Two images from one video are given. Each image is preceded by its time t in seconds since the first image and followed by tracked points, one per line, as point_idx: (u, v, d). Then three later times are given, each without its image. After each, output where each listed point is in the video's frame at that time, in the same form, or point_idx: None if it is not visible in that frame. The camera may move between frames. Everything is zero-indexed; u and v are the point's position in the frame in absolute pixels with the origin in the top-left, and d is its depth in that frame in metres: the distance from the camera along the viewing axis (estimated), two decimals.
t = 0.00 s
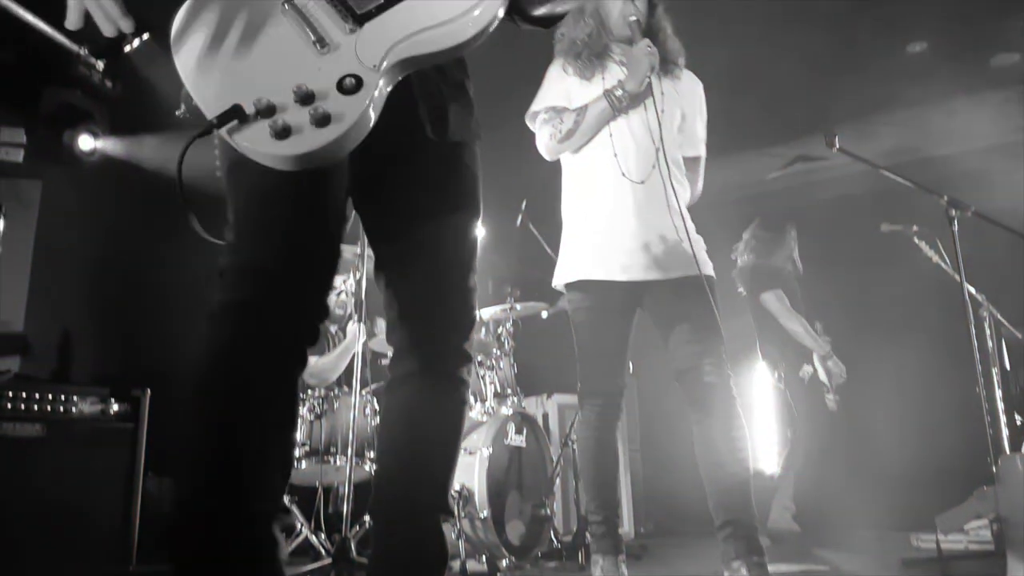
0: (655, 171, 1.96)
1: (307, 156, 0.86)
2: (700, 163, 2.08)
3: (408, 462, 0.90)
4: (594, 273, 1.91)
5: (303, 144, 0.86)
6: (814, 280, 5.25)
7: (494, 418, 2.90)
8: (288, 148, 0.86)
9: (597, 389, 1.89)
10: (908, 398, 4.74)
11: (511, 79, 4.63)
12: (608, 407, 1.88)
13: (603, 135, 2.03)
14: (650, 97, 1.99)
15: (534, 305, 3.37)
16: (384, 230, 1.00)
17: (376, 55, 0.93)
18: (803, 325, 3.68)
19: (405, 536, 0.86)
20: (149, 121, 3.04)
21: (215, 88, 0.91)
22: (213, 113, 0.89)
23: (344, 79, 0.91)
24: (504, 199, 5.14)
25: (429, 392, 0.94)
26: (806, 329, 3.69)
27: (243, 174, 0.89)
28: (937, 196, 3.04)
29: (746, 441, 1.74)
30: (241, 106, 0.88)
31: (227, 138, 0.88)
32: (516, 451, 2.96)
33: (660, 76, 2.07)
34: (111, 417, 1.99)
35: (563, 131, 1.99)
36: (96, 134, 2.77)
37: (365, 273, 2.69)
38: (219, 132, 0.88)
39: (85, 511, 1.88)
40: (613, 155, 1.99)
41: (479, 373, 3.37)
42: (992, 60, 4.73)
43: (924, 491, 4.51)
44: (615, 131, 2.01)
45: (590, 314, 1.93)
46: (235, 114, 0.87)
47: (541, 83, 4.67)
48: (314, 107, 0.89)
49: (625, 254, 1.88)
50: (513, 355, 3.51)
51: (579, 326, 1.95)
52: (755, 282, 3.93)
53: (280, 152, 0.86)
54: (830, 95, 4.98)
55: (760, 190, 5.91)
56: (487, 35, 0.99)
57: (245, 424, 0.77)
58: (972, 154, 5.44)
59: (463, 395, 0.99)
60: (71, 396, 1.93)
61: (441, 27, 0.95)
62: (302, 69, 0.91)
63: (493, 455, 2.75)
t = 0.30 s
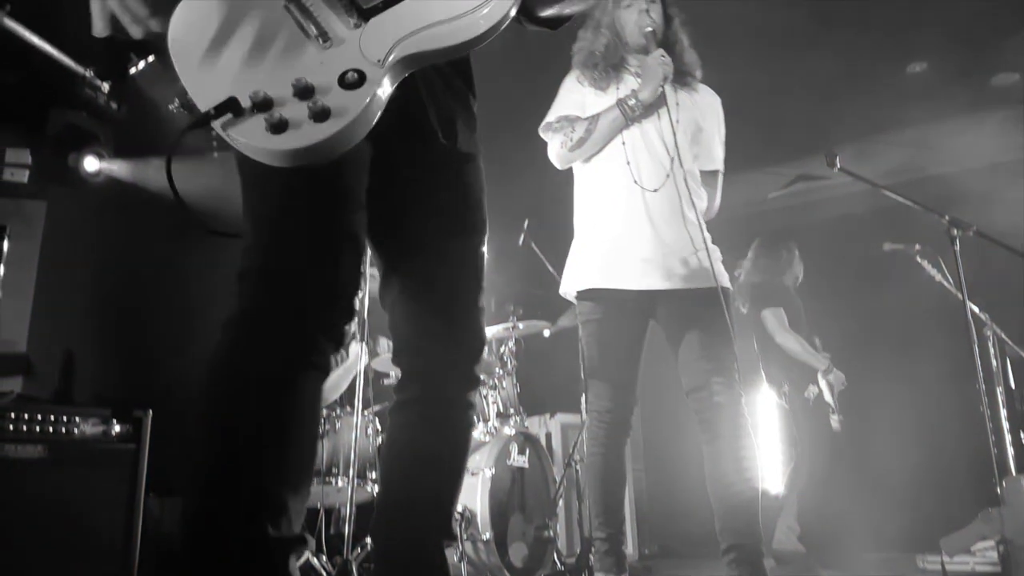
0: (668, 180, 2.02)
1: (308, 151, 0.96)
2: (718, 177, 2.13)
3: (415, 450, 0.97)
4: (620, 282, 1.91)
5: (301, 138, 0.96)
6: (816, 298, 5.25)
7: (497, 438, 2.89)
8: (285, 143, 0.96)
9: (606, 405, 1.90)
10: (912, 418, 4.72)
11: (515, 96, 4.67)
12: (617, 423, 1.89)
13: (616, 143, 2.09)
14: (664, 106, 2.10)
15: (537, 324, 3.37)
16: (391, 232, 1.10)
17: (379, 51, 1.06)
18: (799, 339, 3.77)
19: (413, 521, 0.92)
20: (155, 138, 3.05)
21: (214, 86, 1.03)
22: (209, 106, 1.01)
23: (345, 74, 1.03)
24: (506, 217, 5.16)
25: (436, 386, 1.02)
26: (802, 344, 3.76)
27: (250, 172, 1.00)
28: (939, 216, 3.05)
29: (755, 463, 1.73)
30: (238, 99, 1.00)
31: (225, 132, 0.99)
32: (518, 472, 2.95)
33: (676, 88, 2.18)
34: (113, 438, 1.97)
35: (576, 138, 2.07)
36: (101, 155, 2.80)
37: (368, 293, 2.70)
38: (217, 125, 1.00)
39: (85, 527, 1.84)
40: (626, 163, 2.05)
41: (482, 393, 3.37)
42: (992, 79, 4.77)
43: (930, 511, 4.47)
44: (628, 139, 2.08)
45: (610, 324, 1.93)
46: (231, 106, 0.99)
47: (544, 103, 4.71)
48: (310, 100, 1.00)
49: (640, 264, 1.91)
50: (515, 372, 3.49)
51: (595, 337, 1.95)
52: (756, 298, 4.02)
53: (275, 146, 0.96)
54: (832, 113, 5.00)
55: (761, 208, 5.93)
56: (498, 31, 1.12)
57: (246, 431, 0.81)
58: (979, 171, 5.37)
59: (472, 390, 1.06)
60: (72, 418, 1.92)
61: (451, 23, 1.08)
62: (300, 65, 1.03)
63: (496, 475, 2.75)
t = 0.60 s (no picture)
0: (678, 181, 2.03)
1: (304, 147, 0.97)
2: (730, 182, 2.13)
3: (427, 449, 0.98)
4: (620, 284, 1.91)
5: (297, 134, 0.97)
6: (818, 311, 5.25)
7: (500, 452, 2.90)
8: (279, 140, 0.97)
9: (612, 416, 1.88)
10: (914, 431, 4.72)
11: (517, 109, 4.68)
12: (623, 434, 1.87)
13: (623, 146, 2.11)
14: (672, 110, 2.11)
15: (539, 336, 3.36)
16: (400, 241, 1.12)
17: (381, 47, 1.06)
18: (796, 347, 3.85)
19: (418, 512, 0.94)
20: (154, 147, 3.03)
21: (210, 84, 1.05)
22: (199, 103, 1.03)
23: (344, 70, 1.03)
24: (508, 230, 5.16)
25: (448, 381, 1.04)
26: (801, 355, 3.81)
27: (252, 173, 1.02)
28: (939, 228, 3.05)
29: (758, 475, 1.72)
30: (231, 95, 1.02)
31: (219, 129, 1.00)
32: (519, 484, 2.95)
33: (687, 93, 2.19)
34: (115, 452, 1.97)
35: (581, 143, 2.11)
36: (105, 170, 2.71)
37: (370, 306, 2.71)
38: (207, 122, 1.01)
39: (84, 525, 1.80)
40: (633, 166, 2.07)
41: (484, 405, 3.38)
42: (991, 93, 4.78)
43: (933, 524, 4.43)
44: (637, 141, 2.10)
45: (616, 328, 1.91)
46: (223, 103, 1.01)
47: (547, 116, 4.72)
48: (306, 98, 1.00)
49: (648, 266, 1.90)
50: (518, 386, 3.49)
51: (604, 340, 1.92)
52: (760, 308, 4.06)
53: (267, 143, 0.97)
54: (833, 127, 5.01)
55: (762, 220, 5.94)
56: (502, 31, 1.15)
57: (246, 432, 0.82)
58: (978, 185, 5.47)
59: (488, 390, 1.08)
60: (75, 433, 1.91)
61: (452, 20, 1.10)
62: (297, 63, 1.05)
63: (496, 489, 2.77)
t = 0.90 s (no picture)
0: (685, 186, 2.03)
1: (299, 175, 1.00)
2: (743, 185, 2.13)
3: (459, 450, 0.99)
4: (628, 288, 1.89)
5: (295, 162, 1.00)
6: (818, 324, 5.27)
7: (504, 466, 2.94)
8: (275, 169, 1.00)
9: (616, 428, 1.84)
10: (915, 444, 4.71)
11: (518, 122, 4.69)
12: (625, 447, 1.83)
13: (631, 152, 2.11)
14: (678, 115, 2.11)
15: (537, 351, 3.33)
16: (414, 257, 1.13)
17: (380, 69, 1.06)
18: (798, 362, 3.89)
19: (451, 517, 0.95)
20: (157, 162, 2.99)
21: (208, 106, 1.07)
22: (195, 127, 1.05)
23: (342, 93, 1.04)
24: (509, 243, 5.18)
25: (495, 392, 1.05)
26: (805, 370, 3.83)
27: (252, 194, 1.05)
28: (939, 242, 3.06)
29: (761, 488, 1.71)
30: (227, 120, 1.04)
31: (216, 155, 1.03)
32: (520, 498, 2.96)
33: (695, 98, 2.21)
34: (114, 467, 1.93)
35: (588, 150, 2.12)
36: (109, 185, 2.68)
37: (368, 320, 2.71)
38: (205, 147, 1.04)
39: (84, 529, 1.79)
40: (640, 172, 2.06)
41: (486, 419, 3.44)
42: (991, 105, 4.77)
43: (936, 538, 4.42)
44: (644, 144, 2.10)
45: (629, 333, 1.89)
46: (219, 128, 1.03)
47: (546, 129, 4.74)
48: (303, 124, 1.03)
49: (657, 270, 1.90)
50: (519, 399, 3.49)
51: (610, 346, 1.89)
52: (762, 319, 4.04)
53: (265, 172, 1.00)
54: (832, 139, 5.02)
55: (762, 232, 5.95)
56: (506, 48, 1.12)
57: (257, 446, 0.84)
58: (979, 199, 5.52)
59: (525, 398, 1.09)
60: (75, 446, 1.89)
61: (452, 39, 1.08)
62: (294, 85, 1.07)
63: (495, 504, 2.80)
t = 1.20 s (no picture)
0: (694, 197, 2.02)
1: (297, 190, 0.98)
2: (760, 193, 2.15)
3: (481, 452, 0.94)
4: (645, 297, 1.87)
5: (291, 179, 0.98)
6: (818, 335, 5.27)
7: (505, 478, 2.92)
8: (271, 184, 0.98)
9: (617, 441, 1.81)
10: (917, 455, 4.70)
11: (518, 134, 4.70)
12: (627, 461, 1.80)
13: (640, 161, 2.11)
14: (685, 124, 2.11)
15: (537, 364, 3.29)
16: (426, 255, 1.16)
17: (377, 83, 1.06)
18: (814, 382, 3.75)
19: (473, 524, 0.90)
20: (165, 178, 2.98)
21: (201, 115, 1.04)
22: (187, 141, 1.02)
23: (340, 107, 1.04)
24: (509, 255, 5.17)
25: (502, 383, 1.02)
26: (816, 388, 3.74)
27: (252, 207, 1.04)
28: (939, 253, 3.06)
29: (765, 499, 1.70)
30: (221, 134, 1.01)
31: (210, 170, 1.00)
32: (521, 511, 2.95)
33: (705, 107, 2.21)
34: (114, 480, 1.94)
35: (595, 161, 2.12)
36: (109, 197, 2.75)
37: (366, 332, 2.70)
38: (198, 161, 1.01)
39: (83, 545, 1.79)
40: (648, 181, 2.06)
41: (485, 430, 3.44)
42: (991, 117, 4.76)
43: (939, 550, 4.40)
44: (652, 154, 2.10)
45: (632, 339, 1.86)
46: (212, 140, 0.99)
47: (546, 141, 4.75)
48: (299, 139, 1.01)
49: (665, 279, 1.89)
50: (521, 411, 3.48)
51: (617, 352, 1.87)
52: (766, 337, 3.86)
53: (259, 188, 0.98)
54: (833, 150, 5.01)
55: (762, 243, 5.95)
56: (505, 61, 1.11)
57: (260, 451, 0.84)
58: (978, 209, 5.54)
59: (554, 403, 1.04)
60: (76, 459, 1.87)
61: (451, 53, 1.08)
62: (291, 100, 1.05)
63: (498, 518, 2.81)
